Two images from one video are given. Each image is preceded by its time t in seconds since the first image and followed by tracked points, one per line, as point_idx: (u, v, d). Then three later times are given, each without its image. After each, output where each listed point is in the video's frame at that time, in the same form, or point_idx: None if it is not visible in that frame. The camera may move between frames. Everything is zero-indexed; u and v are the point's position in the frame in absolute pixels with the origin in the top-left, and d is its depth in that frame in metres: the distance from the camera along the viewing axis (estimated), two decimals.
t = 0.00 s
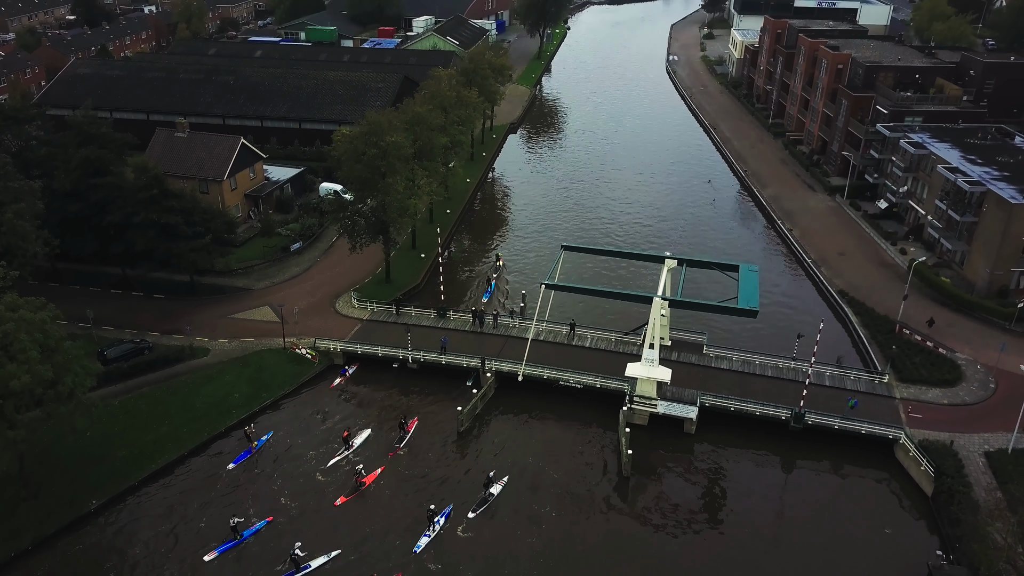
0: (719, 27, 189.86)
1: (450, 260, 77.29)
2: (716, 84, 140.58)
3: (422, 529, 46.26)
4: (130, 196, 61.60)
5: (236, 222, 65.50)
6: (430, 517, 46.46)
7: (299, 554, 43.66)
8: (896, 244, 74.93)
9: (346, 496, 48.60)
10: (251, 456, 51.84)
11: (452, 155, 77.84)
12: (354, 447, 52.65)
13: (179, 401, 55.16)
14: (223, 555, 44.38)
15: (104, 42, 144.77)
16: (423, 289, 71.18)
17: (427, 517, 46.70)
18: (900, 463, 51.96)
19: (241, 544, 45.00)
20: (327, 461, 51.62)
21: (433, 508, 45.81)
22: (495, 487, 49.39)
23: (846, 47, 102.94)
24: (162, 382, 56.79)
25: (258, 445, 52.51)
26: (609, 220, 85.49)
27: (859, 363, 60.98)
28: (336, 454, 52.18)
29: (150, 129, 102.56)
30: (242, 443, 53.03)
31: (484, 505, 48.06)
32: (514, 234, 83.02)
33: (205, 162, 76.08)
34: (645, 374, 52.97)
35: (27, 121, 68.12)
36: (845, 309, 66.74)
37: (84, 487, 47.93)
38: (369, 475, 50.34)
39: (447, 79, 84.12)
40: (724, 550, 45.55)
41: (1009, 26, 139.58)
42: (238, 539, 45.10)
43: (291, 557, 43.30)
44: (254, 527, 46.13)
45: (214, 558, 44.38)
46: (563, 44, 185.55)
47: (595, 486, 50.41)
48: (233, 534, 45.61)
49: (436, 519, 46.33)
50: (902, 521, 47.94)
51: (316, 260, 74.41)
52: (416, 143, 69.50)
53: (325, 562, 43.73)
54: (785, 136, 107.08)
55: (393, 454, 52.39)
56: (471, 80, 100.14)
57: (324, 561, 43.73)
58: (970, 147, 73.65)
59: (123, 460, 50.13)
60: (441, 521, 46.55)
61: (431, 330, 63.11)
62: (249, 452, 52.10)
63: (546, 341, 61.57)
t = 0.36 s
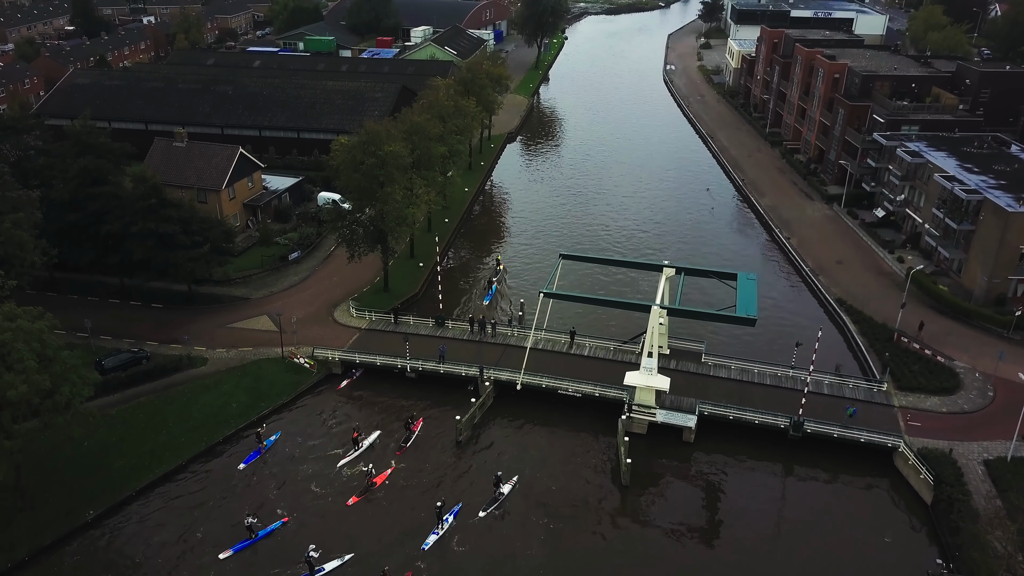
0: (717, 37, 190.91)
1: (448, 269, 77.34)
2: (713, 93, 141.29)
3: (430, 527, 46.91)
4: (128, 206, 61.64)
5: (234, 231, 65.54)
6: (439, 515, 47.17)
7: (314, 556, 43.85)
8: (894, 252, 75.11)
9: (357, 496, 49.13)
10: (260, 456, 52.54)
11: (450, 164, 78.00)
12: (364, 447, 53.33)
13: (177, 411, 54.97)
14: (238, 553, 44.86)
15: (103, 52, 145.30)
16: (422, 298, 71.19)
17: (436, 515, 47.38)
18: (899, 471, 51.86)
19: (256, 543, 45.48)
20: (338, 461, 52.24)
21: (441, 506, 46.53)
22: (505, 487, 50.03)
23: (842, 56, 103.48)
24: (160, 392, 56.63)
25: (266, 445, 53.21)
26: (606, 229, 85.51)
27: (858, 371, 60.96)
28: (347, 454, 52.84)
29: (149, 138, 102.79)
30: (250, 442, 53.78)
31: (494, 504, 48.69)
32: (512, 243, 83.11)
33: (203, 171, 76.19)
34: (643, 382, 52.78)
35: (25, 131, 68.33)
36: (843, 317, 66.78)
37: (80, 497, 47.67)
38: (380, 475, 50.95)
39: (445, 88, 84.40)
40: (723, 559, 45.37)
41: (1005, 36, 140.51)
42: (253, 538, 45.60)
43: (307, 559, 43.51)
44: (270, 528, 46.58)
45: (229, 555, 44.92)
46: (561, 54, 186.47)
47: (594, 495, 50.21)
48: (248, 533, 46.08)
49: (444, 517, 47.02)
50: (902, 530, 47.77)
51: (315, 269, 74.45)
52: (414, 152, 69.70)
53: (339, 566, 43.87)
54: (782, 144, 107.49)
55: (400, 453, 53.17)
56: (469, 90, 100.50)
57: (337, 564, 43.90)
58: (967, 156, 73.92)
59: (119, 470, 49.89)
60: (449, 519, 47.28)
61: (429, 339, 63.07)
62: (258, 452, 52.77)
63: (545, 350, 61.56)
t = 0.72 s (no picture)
0: (716, 48, 191.96)
1: (448, 279, 77.43)
2: (713, 104, 141.94)
3: (440, 527, 47.61)
4: (128, 216, 61.79)
5: (234, 241, 65.68)
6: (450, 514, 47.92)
7: (330, 559, 44.05)
8: (893, 261, 75.23)
9: (370, 497, 49.77)
10: (273, 455, 53.41)
11: (450, 174, 78.26)
12: (376, 448, 54.17)
13: (176, 421, 54.89)
14: (254, 554, 45.35)
15: (104, 63, 146.04)
16: (422, 308, 71.25)
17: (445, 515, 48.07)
18: (900, 481, 51.65)
19: (272, 544, 45.93)
20: (351, 462, 53.04)
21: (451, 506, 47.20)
22: (515, 488, 50.70)
23: (841, 67, 103.98)
24: (159, 402, 56.58)
25: (280, 444, 54.08)
26: (606, 239, 85.62)
27: (858, 381, 60.90)
28: (359, 455, 53.63)
29: (149, 149, 103.12)
30: (264, 442, 54.60)
31: (504, 505, 49.32)
32: (512, 253, 83.18)
33: (204, 182, 76.42)
34: (643, 392, 52.60)
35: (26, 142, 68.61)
36: (843, 326, 66.79)
37: (79, 507, 47.51)
38: (392, 477, 51.65)
39: (446, 99, 84.78)
40: (723, 569, 45.14)
41: (1003, 46, 141.34)
42: (269, 539, 46.05)
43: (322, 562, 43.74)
44: (286, 529, 46.98)
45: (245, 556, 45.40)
46: (561, 64, 187.42)
47: (594, 505, 50.03)
48: (264, 534, 46.58)
49: (454, 517, 47.72)
50: (903, 540, 47.53)
51: (315, 279, 74.55)
52: (414, 163, 69.97)
53: (353, 569, 44.07)
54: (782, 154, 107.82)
55: (410, 452, 54.27)
56: (470, 100, 100.94)
57: (351, 567, 44.12)
58: (965, 165, 74.16)
59: (119, 480, 49.76)
60: (460, 519, 47.95)
61: (429, 349, 63.08)
62: (272, 451, 53.65)
63: (545, 360, 61.55)
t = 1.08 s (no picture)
0: (716, 59, 192.85)
1: (449, 288, 77.49)
2: (712, 114, 142.44)
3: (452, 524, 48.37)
4: (129, 226, 61.93)
5: (235, 250, 65.82)
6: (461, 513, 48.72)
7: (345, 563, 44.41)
8: (893, 271, 75.27)
9: (383, 496, 50.43)
10: (285, 455, 54.20)
11: (451, 184, 78.52)
12: (385, 448, 54.91)
13: (176, 430, 54.77)
14: (271, 554, 45.81)
15: (106, 74, 146.87)
16: (422, 317, 71.26)
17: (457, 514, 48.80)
18: (902, 491, 51.44)
19: (287, 545, 46.37)
20: (361, 463, 53.72)
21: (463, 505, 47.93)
22: (523, 488, 51.43)
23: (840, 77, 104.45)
24: (159, 411, 56.49)
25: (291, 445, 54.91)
26: (606, 249, 85.67)
27: (859, 391, 60.79)
28: (369, 456, 54.30)
29: (151, 159, 103.48)
30: (276, 442, 55.44)
31: (515, 505, 50.03)
32: (513, 263, 83.22)
33: (205, 192, 76.66)
34: (644, 402, 52.45)
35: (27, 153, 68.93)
36: (843, 336, 66.73)
37: (78, 517, 47.31)
38: (403, 477, 52.36)
39: (446, 109, 85.14)
40: None
41: (1001, 57, 141.95)
42: (285, 539, 46.48)
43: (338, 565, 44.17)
44: (301, 530, 47.43)
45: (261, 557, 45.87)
46: (561, 75, 188.28)
47: (594, 515, 49.82)
48: (280, 534, 47.08)
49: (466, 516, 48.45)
50: (906, 550, 47.26)
51: (315, 289, 74.60)
52: (415, 173, 70.19)
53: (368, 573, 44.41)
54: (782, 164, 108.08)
55: (418, 452, 55.20)
56: (470, 111, 101.37)
57: (366, 571, 44.45)
58: (965, 175, 74.37)
59: (118, 490, 49.59)
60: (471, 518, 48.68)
61: (429, 358, 63.05)
62: (284, 451, 54.45)
63: (545, 369, 61.50)
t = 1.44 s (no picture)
0: (716, 70, 193.61)
1: (449, 298, 77.54)
2: (712, 125, 142.88)
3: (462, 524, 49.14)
4: (129, 236, 62.05)
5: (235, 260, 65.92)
6: (470, 513, 49.48)
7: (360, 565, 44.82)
8: (893, 281, 75.30)
9: (395, 497, 51.15)
10: (297, 456, 55.05)
11: (451, 194, 78.75)
12: (394, 450, 55.65)
13: (175, 440, 54.61)
14: (286, 555, 46.31)
15: (108, 85, 147.70)
16: (422, 327, 71.23)
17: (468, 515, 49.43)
18: (903, 502, 51.19)
19: (302, 547, 46.86)
20: (370, 465, 54.38)
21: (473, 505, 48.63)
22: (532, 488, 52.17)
23: (839, 88, 104.87)
24: (158, 421, 56.36)
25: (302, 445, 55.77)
26: (606, 259, 85.72)
27: (860, 401, 60.65)
28: (379, 457, 55.02)
29: (152, 169, 103.83)
30: (288, 443, 56.35)
31: (524, 506, 50.77)
32: (513, 273, 83.25)
33: (206, 202, 76.87)
34: (644, 412, 52.45)
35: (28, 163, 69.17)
36: (843, 346, 66.67)
37: (76, 527, 47.06)
38: (414, 477, 53.18)
39: (447, 120, 85.47)
40: None
41: (1001, 68, 142.33)
42: (300, 541, 46.97)
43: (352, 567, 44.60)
44: (315, 531, 47.91)
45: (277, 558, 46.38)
46: (561, 86, 189.04)
47: (595, 525, 49.57)
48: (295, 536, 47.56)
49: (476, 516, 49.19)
50: (908, 561, 46.95)
51: (314, 299, 74.61)
52: (415, 183, 70.38)
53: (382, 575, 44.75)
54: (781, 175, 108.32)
55: (427, 451, 56.13)
56: (470, 122, 101.72)
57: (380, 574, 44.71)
58: (964, 186, 74.55)
59: (116, 500, 49.36)
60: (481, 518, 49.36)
61: (429, 368, 62.98)
62: (295, 451, 55.30)
63: (545, 379, 61.44)
